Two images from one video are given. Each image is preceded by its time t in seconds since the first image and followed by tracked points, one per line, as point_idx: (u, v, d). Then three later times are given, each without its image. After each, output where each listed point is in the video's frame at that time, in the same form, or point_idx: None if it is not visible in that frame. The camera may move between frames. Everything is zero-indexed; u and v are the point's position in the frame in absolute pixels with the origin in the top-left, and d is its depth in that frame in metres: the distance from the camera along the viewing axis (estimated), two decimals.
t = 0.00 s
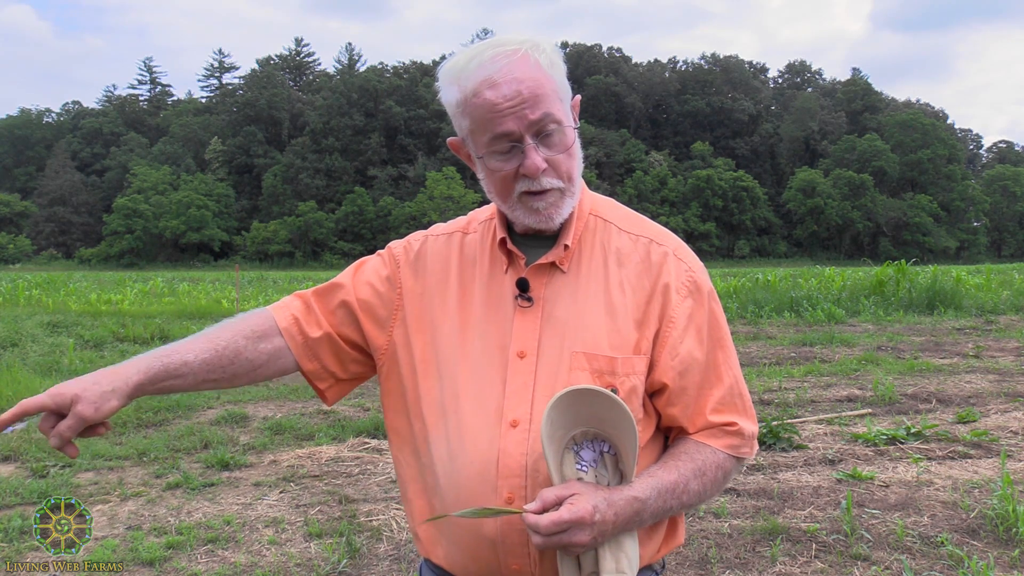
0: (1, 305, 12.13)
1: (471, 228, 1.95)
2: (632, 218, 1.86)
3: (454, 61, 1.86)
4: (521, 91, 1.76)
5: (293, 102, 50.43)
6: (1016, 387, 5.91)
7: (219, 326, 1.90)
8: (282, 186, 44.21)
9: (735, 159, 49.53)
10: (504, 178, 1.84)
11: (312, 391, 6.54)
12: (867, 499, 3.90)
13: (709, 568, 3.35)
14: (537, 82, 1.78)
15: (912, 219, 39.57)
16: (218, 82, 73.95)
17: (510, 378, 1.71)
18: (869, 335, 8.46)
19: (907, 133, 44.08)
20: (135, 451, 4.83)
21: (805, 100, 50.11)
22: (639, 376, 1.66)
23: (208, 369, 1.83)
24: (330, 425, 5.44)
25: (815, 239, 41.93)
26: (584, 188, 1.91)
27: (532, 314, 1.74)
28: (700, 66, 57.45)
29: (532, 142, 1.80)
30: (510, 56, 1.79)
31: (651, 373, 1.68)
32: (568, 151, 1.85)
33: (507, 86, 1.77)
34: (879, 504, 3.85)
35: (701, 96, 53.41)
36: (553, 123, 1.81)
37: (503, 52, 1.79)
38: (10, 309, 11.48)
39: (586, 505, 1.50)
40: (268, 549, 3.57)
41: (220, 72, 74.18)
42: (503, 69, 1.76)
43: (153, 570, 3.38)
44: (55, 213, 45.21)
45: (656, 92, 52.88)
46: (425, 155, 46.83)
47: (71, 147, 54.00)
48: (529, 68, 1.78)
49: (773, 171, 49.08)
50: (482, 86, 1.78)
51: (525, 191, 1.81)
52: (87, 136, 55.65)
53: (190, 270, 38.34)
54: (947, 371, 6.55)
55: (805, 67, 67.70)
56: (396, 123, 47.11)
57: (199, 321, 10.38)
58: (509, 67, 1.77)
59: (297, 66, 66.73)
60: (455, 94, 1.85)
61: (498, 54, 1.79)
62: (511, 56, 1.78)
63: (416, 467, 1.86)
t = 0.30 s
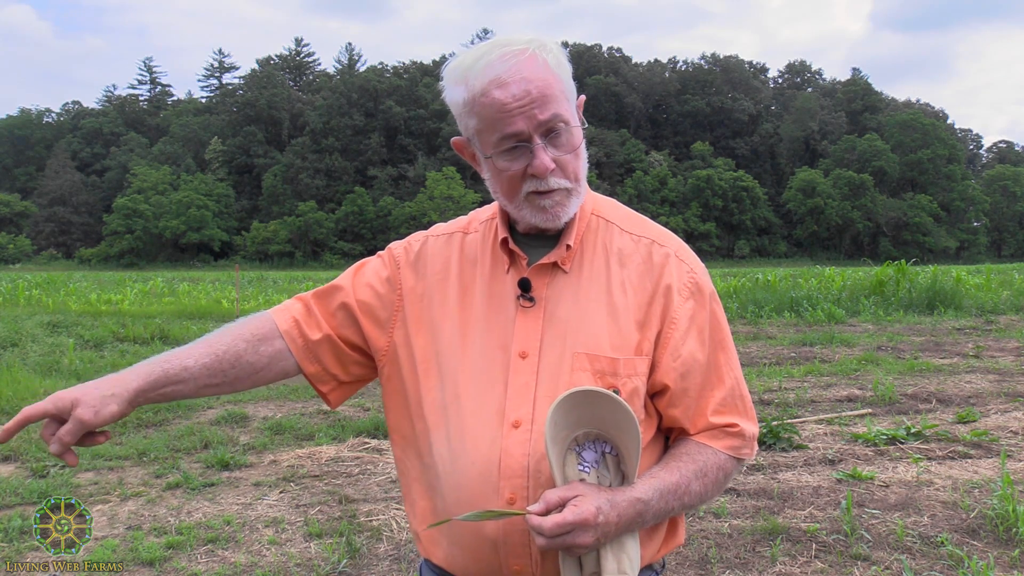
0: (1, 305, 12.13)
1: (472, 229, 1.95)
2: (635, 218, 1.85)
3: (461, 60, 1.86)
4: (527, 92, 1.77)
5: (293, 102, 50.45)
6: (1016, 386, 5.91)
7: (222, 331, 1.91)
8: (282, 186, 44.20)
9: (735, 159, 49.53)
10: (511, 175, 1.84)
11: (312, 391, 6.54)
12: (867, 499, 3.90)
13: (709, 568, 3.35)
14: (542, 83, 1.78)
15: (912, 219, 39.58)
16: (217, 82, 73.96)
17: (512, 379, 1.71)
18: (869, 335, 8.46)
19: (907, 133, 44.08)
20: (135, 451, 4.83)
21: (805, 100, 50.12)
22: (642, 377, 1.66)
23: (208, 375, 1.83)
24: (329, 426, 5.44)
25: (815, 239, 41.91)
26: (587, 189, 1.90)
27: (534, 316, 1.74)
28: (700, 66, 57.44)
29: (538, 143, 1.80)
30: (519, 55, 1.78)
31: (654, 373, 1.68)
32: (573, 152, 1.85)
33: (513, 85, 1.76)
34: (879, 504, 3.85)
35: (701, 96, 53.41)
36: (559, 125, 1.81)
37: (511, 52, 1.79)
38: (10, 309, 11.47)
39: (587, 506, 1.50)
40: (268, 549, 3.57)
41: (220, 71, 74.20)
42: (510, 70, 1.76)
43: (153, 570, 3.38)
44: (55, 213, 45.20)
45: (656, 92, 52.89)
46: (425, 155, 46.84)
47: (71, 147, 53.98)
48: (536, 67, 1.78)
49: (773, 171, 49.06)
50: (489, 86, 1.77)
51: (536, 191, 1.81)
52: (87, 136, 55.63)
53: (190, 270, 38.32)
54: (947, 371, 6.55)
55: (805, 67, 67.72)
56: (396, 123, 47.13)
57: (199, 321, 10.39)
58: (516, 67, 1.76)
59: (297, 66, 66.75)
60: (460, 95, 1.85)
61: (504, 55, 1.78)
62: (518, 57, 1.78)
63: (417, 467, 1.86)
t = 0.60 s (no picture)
0: (0, 305, 12.13)
1: (472, 229, 1.95)
2: (634, 219, 1.86)
3: (461, 60, 1.86)
4: (527, 92, 1.77)
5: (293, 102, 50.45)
6: (1016, 387, 5.91)
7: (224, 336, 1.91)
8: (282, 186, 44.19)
9: (735, 159, 49.51)
10: (512, 174, 1.84)
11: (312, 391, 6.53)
12: (867, 499, 3.90)
13: (710, 568, 3.35)
14: (542, 83, 1.78)
15: (912, 219, 39.57)
16: (217, 82, 73.95)
17: (514, 379, 1.71)
18: (869, 335, 8.47)
19: (906, 133, 44.09)
20: (135, 451, 4.83)
21: (805, 100, 50.12)
22: (643, 377, 1.66)
23: (213, 380, 1.83)
24: (330, 425, 5.43)
25: (815, 240, 41.90)
26: (587, 188, 1.90)
27: (535, 315, 1.74)
28: (700, 66, 57.44)
29: (538, 143, 1.81)
30: (519, 54, 1.79)
31: (655, 373, 1.68)
32: (574, 151, 1.86)
33: (514, 85, 1.76)
34: (879, 504, 3.85)
35: (701, 96, 53.42)
36: (559, 125, 1.82)
37: (511, 52, 1.79)
38: (9, 309, 11.47)
39: (590, 506, 1.50)
40: (268, 549, 3.56)
41: (220, 71, 74.19)
42: (510, 71, 1.76)
43: (153, 570, 3.38)
44: (56, 213, 45.21)
45: (656, 92, 52.88)
46: (425, 155, 46.85)
47: (71, 147, 53.98)
48: (535, 67, 1.78)
49: (773, 171, 49.03)
50: (490, 86, 1.77)
51: (536, 190, 1.81)
52: (87, 135, 55.61)
53: (190, 270, 38.32)
54: (947, 371, 6.55)
55: (805, 67, 67.71)
56: (396, 123, 47.14)
57: (199, 321, 10.40)
58: (516, 67, 1.76)
59: (297, 66, 66.76)
60: (459, 96, 1.85)
61: (504, 55, 1.78)
62: (518, 57, 1.78)
63: (417, 467, 1.86)
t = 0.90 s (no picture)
0: (1, 305, 12.14)
1: (471, 230, 1.95)
2: (634, 219, 1.85)
3: (459, 56, 1.86)
4: (524, 84, 1.77)
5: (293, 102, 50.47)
6: (1016, 387, 5.90)
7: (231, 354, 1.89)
8: (282, 186, 44.17)
9: (735, 160, 49.50)
10: (510, 171, 1.84)
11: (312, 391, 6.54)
12: (867, 499, 3.90)
13: (709, 569, 3.35)
14: (540, 76, 1.79)
15: (912, 219, 39.59)
16: (218, 82, 73.92)
17: (513, 379, 1.71)
18: (869, 335, 8.47)
19: (907, 133, 44.11)
20: (135, 451, 4.83)
21: (805, 100, 50.13)
22: (642, 377, 1.66)
23: (229, 393, 1.83)
24: (330, 426, 5.44)
25: (815, 240, 41.92)
26: (586, 187, 1.90)
27: (534, 316, 1.74)
28: (700, 66, 57.42)
29: (536, 136, 1.81)
30: (517, 49, 1.79)
31: (655, 374, 1.69)
32: (569, 145, 1.86)
33: (509, 78, 1.77)
34: (879, 504, 3.85)
35: (701, 96, 53.41)
36: (556, 120, 1.82)
37: (508, 46, 1.79)
38: (9, 309, 11.46)
39: (590, 507, 1.50)
40: (268, 549, 3.57)
41: (220, 71, 74.15)
42: (505, 63, 1.76)
43: (153, 570, 3.38)
44: (56, 213, 45.21)
45: (656, 92, 52.87)
46: (425, 155, 46.84)
47: (71, 147, 53.99)
48: (532, 62, 1.79)
49: (773, 171, 49.03)
50: (486, 80, 1.78)
51: (533, 185, 1.81)
52: (87, 135, 55.61)
53: (190, 270, 38.32)
54: (947, 371, 6.55)
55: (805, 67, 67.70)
56: (396, 123, 47.16)
57: (199, 321, 10.41)
58: (511, 61, 1.77)
59: (297, 66, 66.74)
60: (458, 92, 1.84)
61: (501, 49, 1.78)
62: (514, 52, 1.78)
63: (420, 471, 1.85)
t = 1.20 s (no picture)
0: (0, 305, 12.12)
1: (473, 233, 1.95)
2: (636, 215, 1.85)
3: (450, 58, 1.89)
4: (509, 80, 1.79)
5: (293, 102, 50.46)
6: (1016, 386, 5.90)
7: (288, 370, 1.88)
8: (282, 186, 44.13)
9: (735, 160, 49.47)
10: (502, 167, 1.85)
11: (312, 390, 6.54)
12: (867, 500, 3.90)
13: (709, 568, 3.35)
14: (527, 71, 1.80)
15: (912, 219, 39.60)
16: (217, 82, 73.90)
17: (515, 377, 1.71)
18: (869, 335, 8.47)
19: (907, 133, 44.11)
20: (135, 451, 4.83)
21: (805, 100, 50.13)
22: (644, 374, 1.66)
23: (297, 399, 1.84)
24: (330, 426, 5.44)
25: (815, 239, 41.91)
26: (585, 182, 1.91)
27: (537, 314, 1.74)
28: (700, 66, 57.41)
29: (524, 130, 1.82)
30: (504, 48, 1.81)
31: (657, 370, 1.68)
32: (560, 139, 1.86)
33: (495, 74, 1.79)
34: (879, 504, 3.85)
35: (701, 96, 53.39)
36: (544, 113, 1.83)
37: (495, 45, 1.82)
38: (9, 309, 11.45)
39: (591, 503, 1.50)
40: (268, 549, 3.57)
41: (220, 71, 74.10)
42: (491, 61, 1.79)
43: (153, 570, 3.38)
44: (55, 213, 45.18)
45: (656, 92, 52.86)
46: (425, 155, 46.83)
47: (71, 147, 53.98)
48: (520, 58, 1.81)
49: (773, 171, 49.01)
50: (473, 78, 1.81)
51: (526, 180, 1.82)
52: (87, 135, 55.60)
53: (190, 270, 38.31)
54: (947, 371, 6.55)
55: (805, 67, 67.70)
56: (396, 123, 47.17)
57: (199, 321, 10.41)
58: (496, 59, 1.80)
59: (297, 65, 66.73)
60: (449, 93, 1.87)
61: (487, 47, 1.80)
62: (500, 49, 1.81)
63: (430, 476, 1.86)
